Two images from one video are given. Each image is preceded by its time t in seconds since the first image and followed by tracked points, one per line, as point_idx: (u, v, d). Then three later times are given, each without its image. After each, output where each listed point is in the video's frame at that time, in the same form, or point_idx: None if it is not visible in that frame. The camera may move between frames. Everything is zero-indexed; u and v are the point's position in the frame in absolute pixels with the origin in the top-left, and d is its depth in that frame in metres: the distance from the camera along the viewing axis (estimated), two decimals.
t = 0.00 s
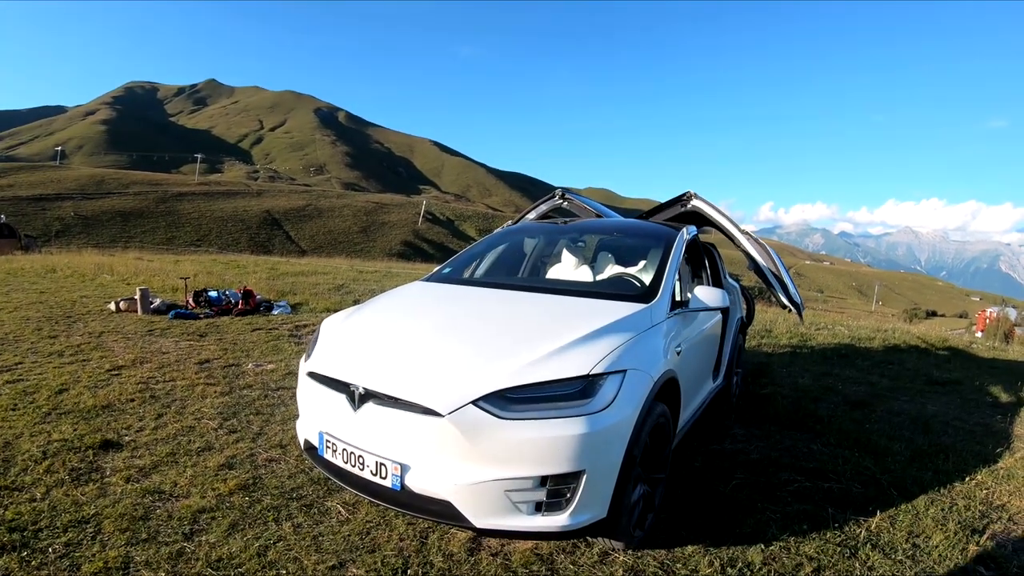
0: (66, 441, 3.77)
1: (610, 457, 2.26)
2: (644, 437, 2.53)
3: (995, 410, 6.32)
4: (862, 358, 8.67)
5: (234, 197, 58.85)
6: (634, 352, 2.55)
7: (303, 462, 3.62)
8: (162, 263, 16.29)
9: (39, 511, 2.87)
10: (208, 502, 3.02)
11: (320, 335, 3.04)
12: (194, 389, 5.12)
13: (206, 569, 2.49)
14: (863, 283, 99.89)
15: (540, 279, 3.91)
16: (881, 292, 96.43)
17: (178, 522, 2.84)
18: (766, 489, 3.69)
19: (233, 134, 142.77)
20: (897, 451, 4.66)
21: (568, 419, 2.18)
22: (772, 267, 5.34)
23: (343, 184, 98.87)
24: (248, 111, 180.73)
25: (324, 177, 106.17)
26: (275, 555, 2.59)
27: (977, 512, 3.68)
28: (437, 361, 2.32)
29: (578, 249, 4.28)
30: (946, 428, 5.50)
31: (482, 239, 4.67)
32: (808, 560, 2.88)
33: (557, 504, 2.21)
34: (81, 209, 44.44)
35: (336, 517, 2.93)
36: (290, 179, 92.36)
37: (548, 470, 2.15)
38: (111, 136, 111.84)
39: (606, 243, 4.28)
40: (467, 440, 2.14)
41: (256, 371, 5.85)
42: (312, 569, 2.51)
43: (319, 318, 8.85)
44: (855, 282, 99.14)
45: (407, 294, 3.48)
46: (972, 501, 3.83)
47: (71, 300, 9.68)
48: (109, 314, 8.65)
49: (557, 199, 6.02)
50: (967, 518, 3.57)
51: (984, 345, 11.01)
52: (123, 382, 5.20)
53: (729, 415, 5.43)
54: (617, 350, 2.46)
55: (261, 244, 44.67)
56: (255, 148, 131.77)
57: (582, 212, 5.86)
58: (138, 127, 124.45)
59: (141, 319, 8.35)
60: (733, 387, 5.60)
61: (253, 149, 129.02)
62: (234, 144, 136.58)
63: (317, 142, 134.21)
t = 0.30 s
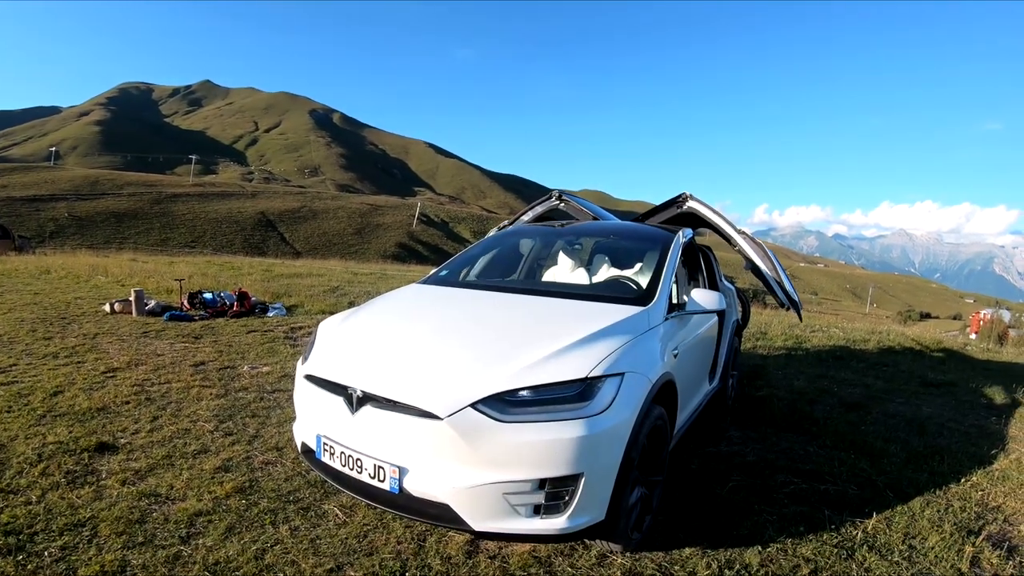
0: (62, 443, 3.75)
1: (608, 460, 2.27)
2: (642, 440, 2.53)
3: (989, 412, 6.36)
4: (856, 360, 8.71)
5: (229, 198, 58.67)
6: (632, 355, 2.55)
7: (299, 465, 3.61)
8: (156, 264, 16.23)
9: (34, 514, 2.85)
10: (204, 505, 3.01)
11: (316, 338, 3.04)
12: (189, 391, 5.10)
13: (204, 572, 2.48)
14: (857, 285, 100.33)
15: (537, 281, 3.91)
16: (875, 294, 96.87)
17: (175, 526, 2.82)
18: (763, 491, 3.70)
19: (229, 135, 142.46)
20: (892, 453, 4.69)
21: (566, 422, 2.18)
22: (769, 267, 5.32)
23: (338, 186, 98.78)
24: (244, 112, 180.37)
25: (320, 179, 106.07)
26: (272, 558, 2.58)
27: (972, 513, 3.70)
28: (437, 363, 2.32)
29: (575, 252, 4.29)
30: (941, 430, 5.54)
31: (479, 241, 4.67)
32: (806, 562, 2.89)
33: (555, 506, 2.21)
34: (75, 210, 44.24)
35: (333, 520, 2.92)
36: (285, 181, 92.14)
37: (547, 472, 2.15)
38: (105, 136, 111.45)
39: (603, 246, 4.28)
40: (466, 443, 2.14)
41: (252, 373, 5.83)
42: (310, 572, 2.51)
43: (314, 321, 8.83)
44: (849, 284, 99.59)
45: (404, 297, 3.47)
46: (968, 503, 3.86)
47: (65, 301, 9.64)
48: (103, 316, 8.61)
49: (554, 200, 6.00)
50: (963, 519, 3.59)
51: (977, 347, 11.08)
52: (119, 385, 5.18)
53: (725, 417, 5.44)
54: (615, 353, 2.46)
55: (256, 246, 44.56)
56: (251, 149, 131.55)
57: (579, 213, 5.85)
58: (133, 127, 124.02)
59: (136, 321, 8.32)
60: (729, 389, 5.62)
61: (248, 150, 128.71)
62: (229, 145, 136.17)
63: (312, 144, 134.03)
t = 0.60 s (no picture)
0: (58, 446, 3.73)
1: (608, 463, 2.27)
2: (642, 443, 2.53)
3: (985, 414, 6.38)
4: (853, 362, 8.73)
5: (226, 200, 58.55)
6: (632, 358, 2.55)
7: (297, 468, 3.59)
8: (151, 266, 16.17)
9: (30, 518, 2.83)
10: (202, 508, 3.00)
11: (314, 341, 3.03)
12: (186, 394, 5.07)
13: None
14: (853, 286, 100.65)
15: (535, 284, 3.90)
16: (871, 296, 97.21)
17: (173, 529, 2.81)
18: (762, 493, 3.70)
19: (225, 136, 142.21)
20: (890, 455, 4.70)
21: (566, 426, 2.18)
22: (767, 265, 5.31)
23: (334, 187, 98.69)
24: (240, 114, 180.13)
25: (316, 180, 105.95)
26: (271, 562, 2.57)
27: (970, 515, 3.72)
28: (438, 366, 2.32)
29: (573, 254, 4.29)
30: (938, 432, 5.55)
31: (476, 244, 4.66)
32: (805, 564, 2.90)
33: (555, 510, 2.21)
34: (71, 211, 44.04)
35: (332, 524, 2.91)
36: (281, 182, 92.03)
37: (547, 476, 2.15)
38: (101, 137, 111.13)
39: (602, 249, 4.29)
40: (466, 447, 2.14)
41: (249, 376, 5.81)
42: None
43: (311, 322, 8.81)
44: (844, 285, 99.96)
45: (402, 299, 3.47)
46: (966, 504, 3.87)
47: (60, 303, 9.59)
48: (99, 318, 8.57)
49: (552, 202, 5.98)
50: (961, 520, 3.61)
51: (973, 349, 11.13)
52: (115, 387, 5.15)
53: (723, 419, 5.45)
54: (615, 356, 2.46)
55: (252, 247, 44.47)
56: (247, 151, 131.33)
57: (577, 215, 5.84)
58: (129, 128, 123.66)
59: (131, 323, 8.28)
60: (727, 391, 5.62)
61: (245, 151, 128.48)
62: (225, 146, 135.86)
63: (309, 145, 133.88)
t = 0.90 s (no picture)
0: (55, 450, 3.70)
1: (613, 467, 2.25)
2: (646, 446, 2.51)
3: (984, 415, 6.39)
4: (851, 364, 8.74)
5: (222, 200, 58.42)
6: (636, 361, 2.54)
7: (297, 471, 3.57)
8: (147, 266, 16.11)
9: (27, 523, 2.80)
10: (201, 513, 2.97)
11: (314, 344, 3.01)
12: (183, 397, 5.04)
13: None
14: (849, 287, 100.95)
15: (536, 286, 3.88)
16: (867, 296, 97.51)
17: (172, 535, 2.78)
18: (764, 496, 3.69)
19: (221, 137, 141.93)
20: (891, 456, 4.70)
21: (571, 430, 2.16)
22: (769, 263, 5.27)
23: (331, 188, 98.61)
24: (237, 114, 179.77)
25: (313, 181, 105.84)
26: (272, 568, 2.55)
27: (972, 516, 3.71)
28: (441, 370, 2.30)
29: (573, 256, 4.28)
30: (938, 433, 5.55)
31: (477, 246, 4.64)
32: (809, 567, 2.88)
33: (561, 514, 2.19)
34: (66, 212, 43.89)
35: (333, 528, 2.89)
36: (278, 183, 91.93)
37: (553, 481, 2.13)
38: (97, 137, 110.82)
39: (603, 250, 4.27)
40: (470, 452, 2.12)
41: (247, 378, 5.78)
42: None
43: (309, 324, 8.78)
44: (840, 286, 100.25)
45: (403, 302, 3.44)
46: (967, 506, 3.86)
47: (56, 304, 9.53)
48: (96, 319, 8.52)
49: (552, 202, 5.94)
50: (962, 521, 3.60)
51: (970, 350, 11.15)
52: (112, 390, 5.11)
53: (723, 421, 5.44)
54: (619, 359, 2.44)
55: (248, 248, 44.37)
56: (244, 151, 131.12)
57: (577, 216, 5.82)
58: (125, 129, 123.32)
59: (128, 324, 8.24)
60: (726, 393, 5.62)
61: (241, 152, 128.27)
62: (222, 146, 135.56)
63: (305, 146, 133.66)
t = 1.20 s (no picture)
0: (47, 453, 3.62)
1: (624, 472, 2.21)
2: (654, 450, 2.48)
3: (981, 416, 6.40)
4: (848, 365, 8.75)
5: (215, 199, 58.06)
6: (643, 364, 2.50)
7: (295, 476, 3.51)
8: (139, 265, 15.93)
9: (18, 530, 2.73)
10: (198, 519, 2.91)
11: (313, 346, 2.95)
12: (177, 398, 4.96)
13: None
14: (842, 288, 101.51)
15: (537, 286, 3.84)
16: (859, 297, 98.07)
17: (168, 542, 2.72)
18: (767, 498, 3.66)
19: (214, 135, 141.17)
20: (891, 458, 4.68)
21: (582, 435, 2.11)
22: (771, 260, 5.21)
23: (324, 187, 98.29)
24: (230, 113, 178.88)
25: (306, 180, 105.41)
26: None
27: (974, 518, 3.69)
28: (446, 373, 2.24)
29: (575, 256, 4.23)
30: (936, 434, 5.55)
31: (476, 246, 4.60)
32: (815, 570, 2.86)
33: (570, 521, 2.15)
34: (57, 210, 43.49)
35: (333, 534, 2.83)
36: (271, 182, 91.52)
37: (562, 487, 2.08)
38: (88, 135, 109.99)
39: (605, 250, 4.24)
40: (478, 458, 2.07)
41: (241, 379, 5.71)
42: None
43: (304, 324, 8.71)
44: (832, 286, 100.76)
45: (403, 303, 3.40)
46: (969, 507, 3.85)
47: (48, 303, 9.41)
48: (88, 319, 8.42)
49: (553, 200, 5.88)
50: (965, 523, 3.58)
51: (964, 351, 11.19)
52: (104, 391, 5.03)
53: (723, 423, 5.42)
54: (627, 362, 2.41)
55: (241, 248, 44.11)
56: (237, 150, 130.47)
57: (577, 216, 5.77)
58: (117, 127, 122.43)
59: (121, 324, 8.13)
60: (725, 394, 5.59)
61: (234, 150, 127.61)
62: (215, 145, 134.85)
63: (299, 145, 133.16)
